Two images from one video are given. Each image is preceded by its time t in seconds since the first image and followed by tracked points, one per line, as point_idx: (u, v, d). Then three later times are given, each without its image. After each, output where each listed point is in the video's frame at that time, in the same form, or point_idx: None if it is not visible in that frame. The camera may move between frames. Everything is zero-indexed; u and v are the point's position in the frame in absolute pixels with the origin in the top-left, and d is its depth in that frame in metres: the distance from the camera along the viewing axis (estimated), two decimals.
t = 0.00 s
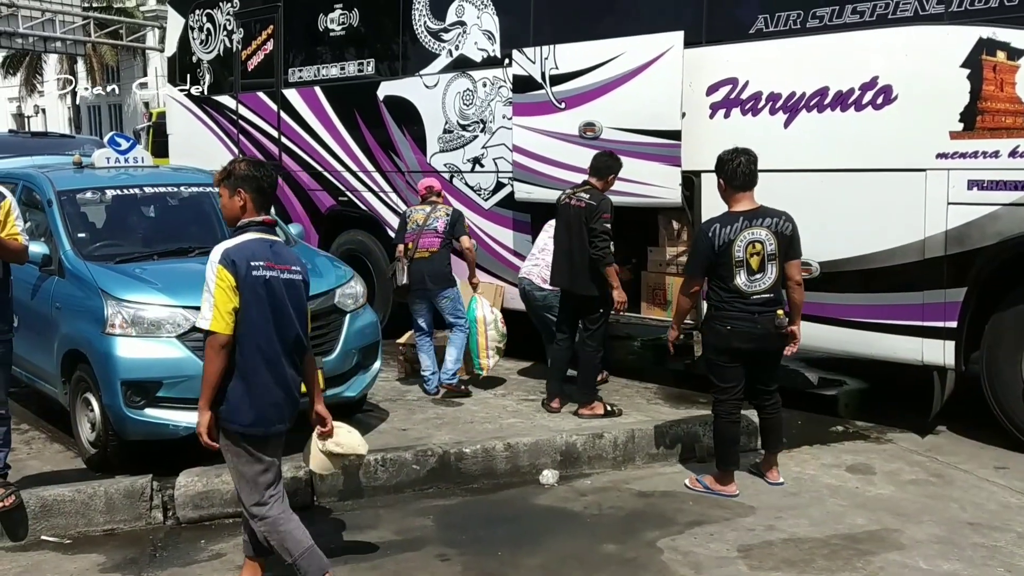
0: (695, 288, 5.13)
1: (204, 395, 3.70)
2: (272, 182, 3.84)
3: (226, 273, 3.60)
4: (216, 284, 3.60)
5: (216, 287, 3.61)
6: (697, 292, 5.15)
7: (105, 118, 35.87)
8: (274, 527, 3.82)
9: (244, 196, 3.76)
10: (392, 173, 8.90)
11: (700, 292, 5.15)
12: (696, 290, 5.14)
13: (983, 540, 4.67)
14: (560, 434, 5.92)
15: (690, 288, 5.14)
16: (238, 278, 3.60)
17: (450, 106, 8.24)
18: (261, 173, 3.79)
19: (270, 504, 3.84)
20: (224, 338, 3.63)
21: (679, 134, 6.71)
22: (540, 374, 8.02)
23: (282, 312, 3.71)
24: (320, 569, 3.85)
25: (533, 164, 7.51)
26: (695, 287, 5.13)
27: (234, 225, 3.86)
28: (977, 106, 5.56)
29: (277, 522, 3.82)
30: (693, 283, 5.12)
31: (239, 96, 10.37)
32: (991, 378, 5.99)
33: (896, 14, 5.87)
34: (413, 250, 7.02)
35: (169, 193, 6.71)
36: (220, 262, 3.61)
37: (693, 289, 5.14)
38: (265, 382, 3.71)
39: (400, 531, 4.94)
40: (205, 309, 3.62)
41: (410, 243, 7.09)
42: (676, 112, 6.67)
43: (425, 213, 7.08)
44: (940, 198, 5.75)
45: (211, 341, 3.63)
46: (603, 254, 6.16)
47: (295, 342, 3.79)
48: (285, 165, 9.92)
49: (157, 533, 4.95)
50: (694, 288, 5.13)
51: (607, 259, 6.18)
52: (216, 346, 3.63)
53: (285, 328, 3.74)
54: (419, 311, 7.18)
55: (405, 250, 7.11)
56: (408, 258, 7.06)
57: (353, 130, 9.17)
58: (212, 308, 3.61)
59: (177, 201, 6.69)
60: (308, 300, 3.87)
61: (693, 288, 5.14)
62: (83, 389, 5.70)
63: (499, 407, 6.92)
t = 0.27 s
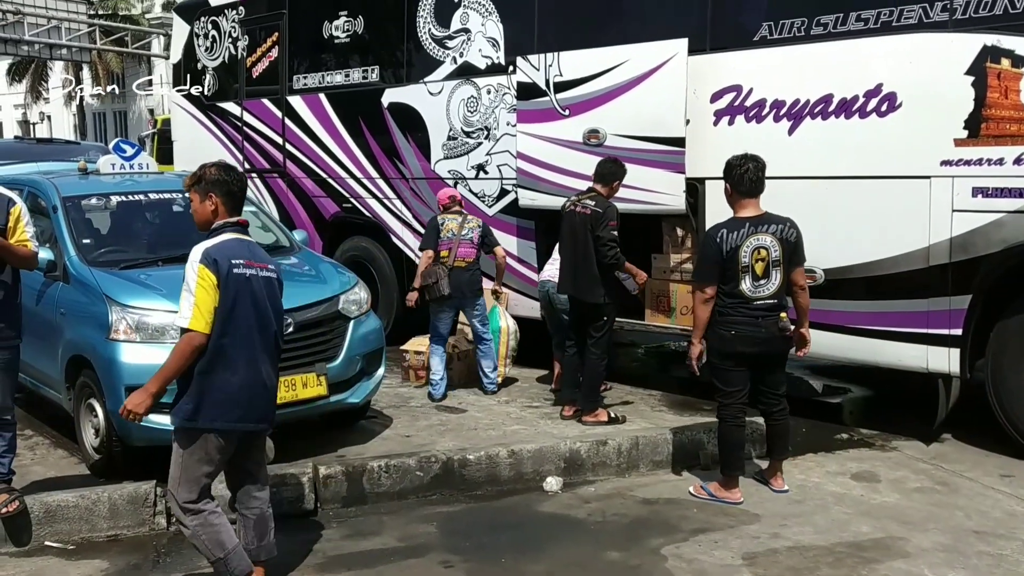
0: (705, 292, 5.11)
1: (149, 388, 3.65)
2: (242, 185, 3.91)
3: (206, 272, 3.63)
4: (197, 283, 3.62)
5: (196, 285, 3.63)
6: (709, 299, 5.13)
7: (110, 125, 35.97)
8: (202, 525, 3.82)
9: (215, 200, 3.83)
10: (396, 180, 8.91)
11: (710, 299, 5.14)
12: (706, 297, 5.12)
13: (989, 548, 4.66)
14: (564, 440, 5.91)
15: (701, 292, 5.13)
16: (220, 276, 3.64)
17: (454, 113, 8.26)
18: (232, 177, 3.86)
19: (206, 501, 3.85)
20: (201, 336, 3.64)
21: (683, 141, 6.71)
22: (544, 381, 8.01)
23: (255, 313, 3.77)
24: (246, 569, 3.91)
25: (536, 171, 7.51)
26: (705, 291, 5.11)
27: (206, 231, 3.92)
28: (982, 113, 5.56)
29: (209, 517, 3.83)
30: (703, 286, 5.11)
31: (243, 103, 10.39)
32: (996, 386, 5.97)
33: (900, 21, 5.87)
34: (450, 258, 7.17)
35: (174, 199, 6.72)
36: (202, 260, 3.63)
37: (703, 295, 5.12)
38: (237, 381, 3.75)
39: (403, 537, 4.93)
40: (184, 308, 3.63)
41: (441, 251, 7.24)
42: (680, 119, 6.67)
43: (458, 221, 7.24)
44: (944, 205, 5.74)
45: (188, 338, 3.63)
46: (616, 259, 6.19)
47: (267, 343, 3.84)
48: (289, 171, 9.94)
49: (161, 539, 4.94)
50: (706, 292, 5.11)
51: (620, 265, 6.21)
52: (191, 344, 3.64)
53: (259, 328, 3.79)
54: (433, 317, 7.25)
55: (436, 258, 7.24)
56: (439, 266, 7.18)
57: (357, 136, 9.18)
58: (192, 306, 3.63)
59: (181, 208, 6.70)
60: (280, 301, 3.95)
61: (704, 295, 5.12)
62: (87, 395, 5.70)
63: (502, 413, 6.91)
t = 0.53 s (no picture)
0: (714, 297, 5.08)
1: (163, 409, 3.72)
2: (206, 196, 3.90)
3: (182, 284, 3.65)
4: (173, 296, 3.64)
5: (172, 298, 3.65)
6: (719, 306, 5.10)
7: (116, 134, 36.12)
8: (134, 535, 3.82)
9: (180, 214, 3.84)
10: (401, 189, 8.93)
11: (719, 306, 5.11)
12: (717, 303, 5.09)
13: (995, 559, 4.63)
14: (568, 449, 5.91)
15: (712, 299, 5.09)
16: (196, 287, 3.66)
17: (460, 122, 8.28)
18: (195, 189, 3.85)
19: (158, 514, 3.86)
20: (186, 348, 3.67)
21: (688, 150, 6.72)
22: (549, 390, 8.01)
23: (229, 324, 3.76)
24: None
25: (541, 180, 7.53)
26: (715, 298, 5.08)
27: (174, 244, 3.92)
28: (987, 123, 5.56)
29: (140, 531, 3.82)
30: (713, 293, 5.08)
31: (249, 112, 10.43)
32: (1002, 395, 5.95)
33: (905, 31, 5.88)
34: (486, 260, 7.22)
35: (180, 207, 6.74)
36: (174, 273, 3.65)
37: (713, 302, 5.09)
38: (220, 388, 3.77)
39: (407, 546, 4.93)
40: (165, 322, 3.65)
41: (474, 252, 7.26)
42: (685, 128, 6.68)
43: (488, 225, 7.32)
44: (950, 214, 5.74)
45: (175, 351, 3.66)
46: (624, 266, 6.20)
47: (245, 347, 3.86)
48: (295, 180, 9.97)
49: (165, 547, 4.94)
50: (717, 298, 5.07)
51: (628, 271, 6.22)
52: (178, 357, 3.67)
53: (237, 334, 3.81)
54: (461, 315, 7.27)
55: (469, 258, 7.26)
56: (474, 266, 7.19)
57: (362, 145, 9.21)
58: (171, 319, 3.65)
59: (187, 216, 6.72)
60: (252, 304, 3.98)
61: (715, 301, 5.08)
62: (93, 402, 5.71)
63: (507, 422, 6.91)
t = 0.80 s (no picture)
0: (716, 302, 5.10)
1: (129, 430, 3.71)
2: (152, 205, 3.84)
3: (131, 301, 3.62)
4: (122, 313, 3.63)
5: (123, 315, 3.63)
6: (720, 311, 5.12)
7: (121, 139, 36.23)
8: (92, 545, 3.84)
9: (124, 222, 3.77)
10: (405, 194, 8.95)
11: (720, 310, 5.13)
12: (717, 308, 5.11)
13: (1000, 565, 4.62)
14: (572, 454, 5.90)
15: (713, 303, 5.12)
16: (145, 303, 3.64)
17: (464, 128, 8.29)
18: (140, 198, 3.79)
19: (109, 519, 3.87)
20: (141, 365, 3.65)
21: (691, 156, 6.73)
22: (552, 395, 8.01)
23: (178, 336, 3.74)
24: None
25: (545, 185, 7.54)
26: (716, 303, 5.10)
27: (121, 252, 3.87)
28: (991, 128, 5.56)
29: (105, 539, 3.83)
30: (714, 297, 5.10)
31: (254, 117, 10.46)
32: (1006, 401, 5.94)
33: (909, 36, 5.89)
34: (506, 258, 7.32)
35: (184, 212, 6.76)
36: (123, 291, 3.62)
37: (714, 306, 5.12)
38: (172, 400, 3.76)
39: (411, 551, 4.92)
40: (116, 340, 3.63)
41: (491, 250, 7.30)
42: (689, 133, 6.69)
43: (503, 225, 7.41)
44: (954, 220, 5.74)
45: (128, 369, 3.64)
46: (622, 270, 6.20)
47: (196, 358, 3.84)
48: (300, 185, 9.99)
49: (169, 551, 4.94)
50: (718, 303, 5.10)
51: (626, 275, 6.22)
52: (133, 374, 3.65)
53: (188, 346, 3.79)
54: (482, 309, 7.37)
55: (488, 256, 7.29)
56: (494, 263, 7.25)
57: (366, 151, 9.23)
58: (123, 337, 3.63)
59: (192, 221, 6.73)
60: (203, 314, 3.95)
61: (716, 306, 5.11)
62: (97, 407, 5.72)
63: (510, 427, 6.91)
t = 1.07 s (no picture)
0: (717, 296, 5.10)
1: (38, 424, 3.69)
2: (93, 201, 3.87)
3: (78, 301, 3.61)
4: (67, 314, 3.60)
5: (65, 316, 3.60)
6: (720, 305, 5.12)
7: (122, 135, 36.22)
8: (80, 545, 3.86)
9: (68, 216, 3.81)
10: (406, 190, 8.95)
11: (720, 304, 5.12)
12: (718, 302, 5.11)
13: (1000, 559, 4.63)
14: (573, 449, 5.91)
15: (713, 297, 5.12)
16: (92, 304, 3.64)
17: (464, 123, 8.29)
18: (84, 191, 3.83)
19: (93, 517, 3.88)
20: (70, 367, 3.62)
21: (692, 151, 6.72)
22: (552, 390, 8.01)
23: (121, 334, 3.76)
24: None
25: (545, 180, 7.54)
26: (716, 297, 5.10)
27: (68, 248, 3.89)
28: (992, 123, 5.55)
29: (94, 539, 3.86)
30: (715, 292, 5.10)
31: (254, 113, 10.46)
32: (1006, 396, 5.94)
33: (910, 30, 5.88)
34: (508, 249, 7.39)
35: (185, 208, 6.76)
36: (73, 291, 3.60)
37: (714, 300, 5.11)
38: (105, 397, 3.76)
39: (412, 545, 4.93)
40: (53, 339, 3.60)
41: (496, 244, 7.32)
42: (690, 128, 6.69)
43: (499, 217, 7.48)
44: (954, 214, 5.73)
45: (57, 371, 3.62)
46: (611, 264, 6.18)
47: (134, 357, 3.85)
48: (300, 181, 9.99)
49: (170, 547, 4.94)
50: (718, 297, 5.09)
51: (616, 269, 6.21)
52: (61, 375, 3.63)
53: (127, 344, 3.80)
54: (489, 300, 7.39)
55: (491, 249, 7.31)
56: (499, 255, 7.29)
57: (367, 146, 9.23)
58: (61, 336, 3.60)
59: (192, 217, 6.73)
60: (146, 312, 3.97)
61: (716, 300, 5.11)
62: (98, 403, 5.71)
63: (511, 422, 6.91)
